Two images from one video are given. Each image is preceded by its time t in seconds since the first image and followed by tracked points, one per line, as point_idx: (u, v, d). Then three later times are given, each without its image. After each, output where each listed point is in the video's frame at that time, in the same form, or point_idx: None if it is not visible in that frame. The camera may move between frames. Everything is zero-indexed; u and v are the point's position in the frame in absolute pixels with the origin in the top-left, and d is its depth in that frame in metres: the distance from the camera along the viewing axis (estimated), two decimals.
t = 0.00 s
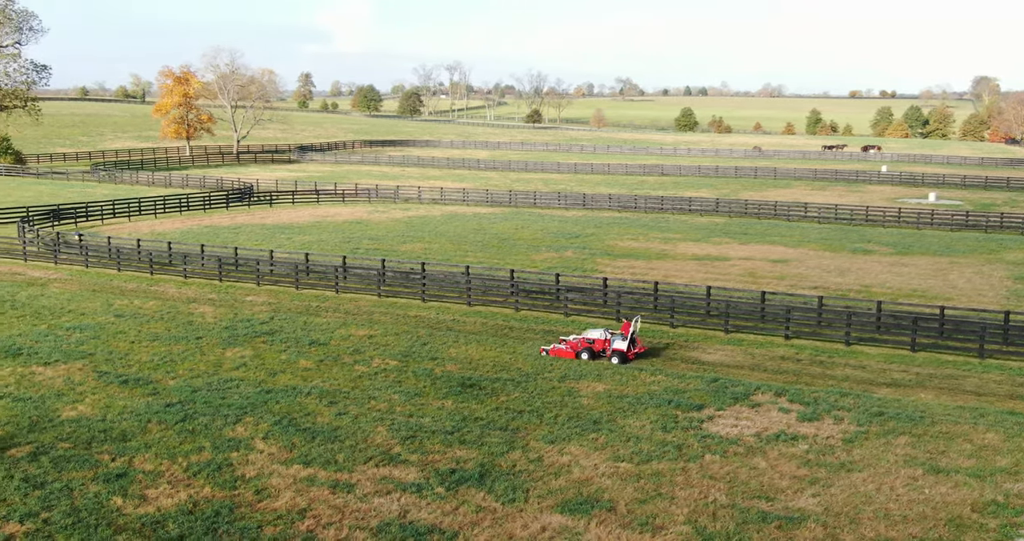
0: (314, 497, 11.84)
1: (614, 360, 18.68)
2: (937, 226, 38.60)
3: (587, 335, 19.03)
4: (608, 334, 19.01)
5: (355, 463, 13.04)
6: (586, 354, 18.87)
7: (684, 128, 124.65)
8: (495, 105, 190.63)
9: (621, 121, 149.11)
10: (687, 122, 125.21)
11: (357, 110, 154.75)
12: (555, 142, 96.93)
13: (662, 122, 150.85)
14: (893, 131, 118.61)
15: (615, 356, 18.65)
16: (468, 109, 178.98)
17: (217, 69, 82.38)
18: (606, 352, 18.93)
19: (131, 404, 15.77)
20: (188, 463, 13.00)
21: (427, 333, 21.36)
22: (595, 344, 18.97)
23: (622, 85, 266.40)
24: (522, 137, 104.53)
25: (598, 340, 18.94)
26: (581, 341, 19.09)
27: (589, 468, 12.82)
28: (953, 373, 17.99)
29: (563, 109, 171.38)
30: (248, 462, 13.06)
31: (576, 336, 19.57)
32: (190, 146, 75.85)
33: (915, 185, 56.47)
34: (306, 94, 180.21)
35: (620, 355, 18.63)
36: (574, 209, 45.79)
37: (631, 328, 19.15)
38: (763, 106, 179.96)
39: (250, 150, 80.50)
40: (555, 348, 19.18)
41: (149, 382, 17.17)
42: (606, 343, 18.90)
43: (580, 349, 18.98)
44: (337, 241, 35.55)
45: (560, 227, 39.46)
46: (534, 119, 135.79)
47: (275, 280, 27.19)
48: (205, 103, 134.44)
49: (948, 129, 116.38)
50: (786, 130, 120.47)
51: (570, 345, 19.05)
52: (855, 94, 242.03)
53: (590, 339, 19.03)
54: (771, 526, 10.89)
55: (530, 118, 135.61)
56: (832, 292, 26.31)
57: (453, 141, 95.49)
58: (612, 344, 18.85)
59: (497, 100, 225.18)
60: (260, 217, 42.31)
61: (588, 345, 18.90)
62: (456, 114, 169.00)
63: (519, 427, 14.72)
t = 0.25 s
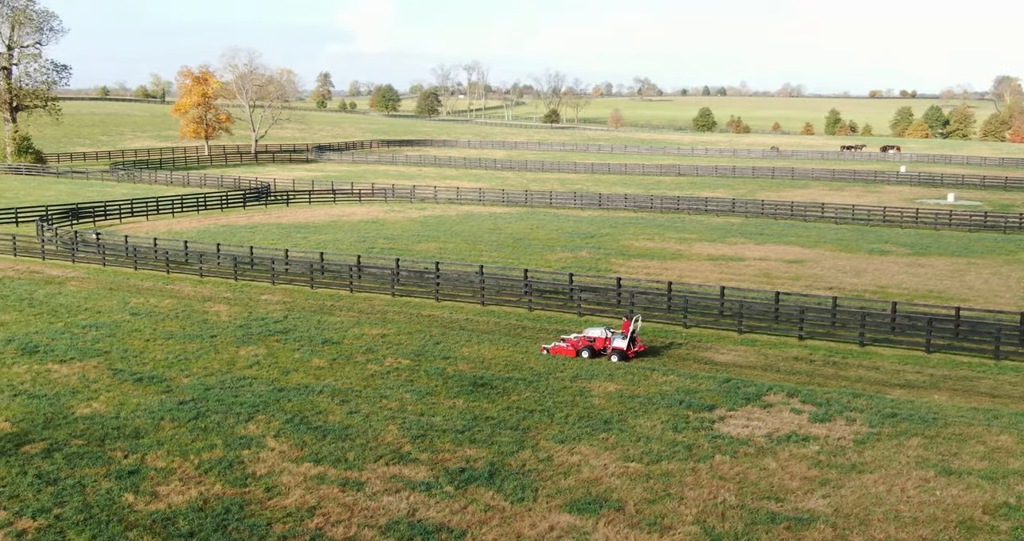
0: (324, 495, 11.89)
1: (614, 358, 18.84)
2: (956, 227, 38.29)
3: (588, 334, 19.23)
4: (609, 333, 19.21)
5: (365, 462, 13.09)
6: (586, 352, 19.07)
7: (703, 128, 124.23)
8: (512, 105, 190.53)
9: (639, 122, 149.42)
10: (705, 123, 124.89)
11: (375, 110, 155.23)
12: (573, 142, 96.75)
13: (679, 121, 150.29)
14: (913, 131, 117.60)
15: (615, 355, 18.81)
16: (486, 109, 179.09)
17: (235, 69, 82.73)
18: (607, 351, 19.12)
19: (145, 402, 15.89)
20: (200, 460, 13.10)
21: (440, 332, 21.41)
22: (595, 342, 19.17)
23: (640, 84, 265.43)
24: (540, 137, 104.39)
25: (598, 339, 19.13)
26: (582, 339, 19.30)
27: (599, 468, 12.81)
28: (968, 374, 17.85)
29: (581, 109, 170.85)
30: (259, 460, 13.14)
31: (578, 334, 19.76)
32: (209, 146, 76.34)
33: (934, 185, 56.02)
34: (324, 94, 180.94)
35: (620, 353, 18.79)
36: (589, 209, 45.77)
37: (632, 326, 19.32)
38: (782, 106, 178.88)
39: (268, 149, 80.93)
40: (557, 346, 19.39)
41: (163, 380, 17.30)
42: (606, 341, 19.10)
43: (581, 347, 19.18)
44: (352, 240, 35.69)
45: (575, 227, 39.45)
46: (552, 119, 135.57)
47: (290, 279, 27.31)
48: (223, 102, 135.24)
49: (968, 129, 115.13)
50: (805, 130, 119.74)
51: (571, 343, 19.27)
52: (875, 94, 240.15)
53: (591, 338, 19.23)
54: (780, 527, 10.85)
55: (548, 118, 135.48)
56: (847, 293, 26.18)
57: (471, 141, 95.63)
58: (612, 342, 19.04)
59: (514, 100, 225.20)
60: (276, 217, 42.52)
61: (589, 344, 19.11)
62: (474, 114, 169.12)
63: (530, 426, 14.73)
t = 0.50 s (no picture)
0: (333, 493, 11.95)
1: (614, 356, 18.96)
2: (974, 228, 37.96)
3: (589, 332, 19.37)
4: (609, 331, 19.33)
5: (375, 460, 13.14)
6: (587, 350, 19.22)
7: (721, 128, 123.69)
8: (530, 104, 190.34)
9: (657, 121, 148.95)
10: (723, 123, 124.40)
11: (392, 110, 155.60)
12: (591, 142, 96.54)
13: (697, 121, 149.67)
14: (933, 131, 116.55)
15: (615, 353, 18.95)
16: (505, 109, 179.09)
17: (254, 69, 83.07)
18: (607, 349, 19.26)
19: (158, 399, 16.01)
20: (212, 457, 13.19)
21: (453, 331, 21.46)
22: (596, 340, 19.32)
23: (658, 84, 264.32)
24: (558, 137, 104.38)
25: (598, 337, 19.27)
26: (583, 338, 19.44)
27: (609, 468, 12.81)
28: (983, 376, 17.71)
29: (599, 109, 170.50)
30: (270, 457, 13.22)
31: (578, 333, 19.92)
32: (227, 145, 76.76)
33: (954, 186, 55.54)
34: (343, 94, 181.54)
35: (620, 351, 18.92)
36: (605, 209, 45.74)
37: (632, 324, 19.44)
38: (800, 106, 177.71)
39: (286, 149, 81.30)
40: (558, 344, 19.54)
41: (177, 378, 17.42)
42: (607, 340, 19.25)
43: (582, 346, 19.33)
44: (368, 239, 35.82)
45: (591, 227, 39.41)
46: (570, 118, 135.36)
47: (305, 278, 27.42)
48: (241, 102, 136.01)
49: (989, 130, 113.88)
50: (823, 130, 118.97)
51: (572, 342, 19.41)
52: (895, 94, 238.10)
53: (592, 336, 19.37)
54: (789, 528, 10.81)
55: (566, 118, 135.32)
56: (862, 294, 26.03)
57: (488, 141, 95.68)
58: (612, 341, 19.18)
59: (530, 99, 225.06)
60: (293, 216, 42.72)
61: (590, 342, 19.26)
62: (492, 114, 169.11)
63: (541, 426, 14.74)
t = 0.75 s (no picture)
0: (343, 491, 12.00)
1: (614, 355, 19.04)
2: (993, 229, 37.62)
3: (590, 331, 19.44)
4: (609, 330, 19.39)
5: (386, 458, 13.19)
6: (587, 349, 19.31)
7: (739, 127, 123.11)
8: (549, 104, 190.15)
9: (674, 121, 148.47)
10: (742, 123, 123.83)
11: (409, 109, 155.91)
12: (608, 141, 96.28)
13: (715, 121, 149.06)
14: (954, 131, 115.49)
15: (615, 351, 19.01)
16: (523, 108, 179.07)
17: (273, 69, 83.46)
18: (608, 347, 19.33)
19: (172, 397, 16.14)
20: (224, 455, 13.28)
21: (466, 331, 21.49)
22: (596, 339, 19.39)
23: (677, 84, 263.17)
24: (575, 137, 104.25)
25: (598, 336, 19.35)
26: (583, 336, 19.52)
27: (618, 468, 12.80)
28: (998, 378, 17.56)
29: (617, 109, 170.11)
30: (281, 455, 13.29)
31: (579, 331, 20.01)
32: (245, 145, 77.17)
33: (974, 186, 55.03)
34: (362, 94, 182.18)
35: (620, 350, 18.99)
36: (621, 209, 45.68)
37: (632, 323, 19.49)
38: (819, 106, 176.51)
39: (303, 148, 81.63)
40: (559, 342, 19.63)
41: (191, 376, 17.54)
42: (607, 338, 19.31)
43: (582, 344, 19.42)
44: (384, 239, 35.93)
45: (606, 227, 39.37)
46: (587, 118, 135.11)
47: (320, 277, 27.54)
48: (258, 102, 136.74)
49: (1011, 130, 112.65)
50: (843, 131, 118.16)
51: (572, 340, 19.50)
52: (915, 94, 236.00)
53: (592, 335, 19.44)
54: (798, 529, 10.77)
55: (583, 118, 135.14)
56: (877, 295, 25.88)
57: (506, 140, 95.70)
58: (613, 339, 19.23)
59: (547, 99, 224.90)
60: (310, 216, 42.91)
61: (590, 340, 19.34)
62: (511, 114, 169.09)
63: (552, 425, 14.74)
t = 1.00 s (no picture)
0: (353, 490, 12.06)
1: (614, 353, 19.13)
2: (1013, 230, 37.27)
3: (590, 329, 19.53)
4: (610, 328, 19.44)
5: (396, 457, 13.23)
6: (587, 347, 19.41)
7: (758, 128, 122.53)
8: (567, 104, 190.04)
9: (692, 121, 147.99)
10: (761, 123, 123.22)
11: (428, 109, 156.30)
12: (626, 141, 96.09)
13: (734, 121, 148.45)
14: (975, 131, 114.39)
15: (615, 350, 19.10)
16: (541, 109, 179.08)
17: (292, 69, 83.81)
18: (608, 345, 19.42)
19: (185, 395, 16.25)
20: (235, 453, 13.37)
21: (479, 330, 21.52)
22: (596, 337, 19.48)
23: (696, 83, 262.00)
24: (593, 137, 104.12)
25: (599, 334, 19.41)
26: (584, 335, 19.61)
27: (628, 468, 12.79)
28: (1014, 380, 17.41)
29: (635, 109, 169.76)
30: (292, 454, 13.37)
31: (580, 329, 20.09)
32: (264, 144, 77.60)
33: (995, 187, 54.50)
34: (381, 94, 182.86)
35: (620, 348, 19.07)
36: (637, 209, 45.61)
37: (632, 321, 19.53)
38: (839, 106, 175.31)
39: (321, 148, 81.98)
40: (559, 341, 19.75)
41: (205, 374, 17.66)
42: (607, 337, 19.36)
43: (582, 343, 19.51)
44: (400, 238, 36.03)
45: (622, 227, 39.34)
46: (606, 118, 134.84)
47: (334, 276, 27.64)
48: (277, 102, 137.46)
49: None
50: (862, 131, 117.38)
51: (573, 339, 19.60)
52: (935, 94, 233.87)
53: (592, 333, 19.53)
54: (807, 531, 10.73)
55: (601, 118, 134.95)
56: (893, 296, 25.72)
57: (523, 140, 95.70)
58: (613, 337, 19.30)
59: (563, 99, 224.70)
60: (326, 215, 43.09)
61: (590, 339, 19.43)
62: (529, 114, 169.05)
63: (562, 425, 14.74)
